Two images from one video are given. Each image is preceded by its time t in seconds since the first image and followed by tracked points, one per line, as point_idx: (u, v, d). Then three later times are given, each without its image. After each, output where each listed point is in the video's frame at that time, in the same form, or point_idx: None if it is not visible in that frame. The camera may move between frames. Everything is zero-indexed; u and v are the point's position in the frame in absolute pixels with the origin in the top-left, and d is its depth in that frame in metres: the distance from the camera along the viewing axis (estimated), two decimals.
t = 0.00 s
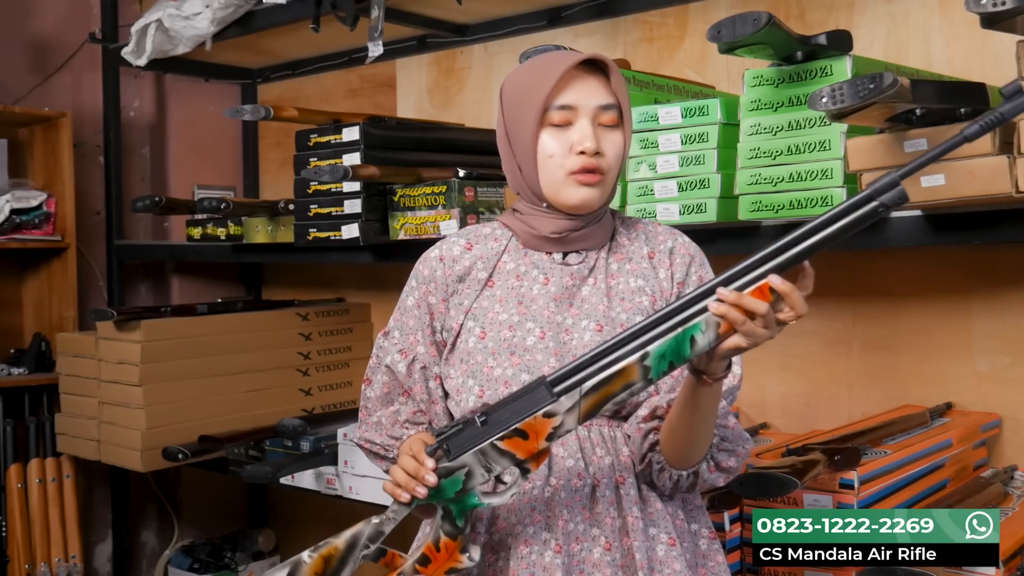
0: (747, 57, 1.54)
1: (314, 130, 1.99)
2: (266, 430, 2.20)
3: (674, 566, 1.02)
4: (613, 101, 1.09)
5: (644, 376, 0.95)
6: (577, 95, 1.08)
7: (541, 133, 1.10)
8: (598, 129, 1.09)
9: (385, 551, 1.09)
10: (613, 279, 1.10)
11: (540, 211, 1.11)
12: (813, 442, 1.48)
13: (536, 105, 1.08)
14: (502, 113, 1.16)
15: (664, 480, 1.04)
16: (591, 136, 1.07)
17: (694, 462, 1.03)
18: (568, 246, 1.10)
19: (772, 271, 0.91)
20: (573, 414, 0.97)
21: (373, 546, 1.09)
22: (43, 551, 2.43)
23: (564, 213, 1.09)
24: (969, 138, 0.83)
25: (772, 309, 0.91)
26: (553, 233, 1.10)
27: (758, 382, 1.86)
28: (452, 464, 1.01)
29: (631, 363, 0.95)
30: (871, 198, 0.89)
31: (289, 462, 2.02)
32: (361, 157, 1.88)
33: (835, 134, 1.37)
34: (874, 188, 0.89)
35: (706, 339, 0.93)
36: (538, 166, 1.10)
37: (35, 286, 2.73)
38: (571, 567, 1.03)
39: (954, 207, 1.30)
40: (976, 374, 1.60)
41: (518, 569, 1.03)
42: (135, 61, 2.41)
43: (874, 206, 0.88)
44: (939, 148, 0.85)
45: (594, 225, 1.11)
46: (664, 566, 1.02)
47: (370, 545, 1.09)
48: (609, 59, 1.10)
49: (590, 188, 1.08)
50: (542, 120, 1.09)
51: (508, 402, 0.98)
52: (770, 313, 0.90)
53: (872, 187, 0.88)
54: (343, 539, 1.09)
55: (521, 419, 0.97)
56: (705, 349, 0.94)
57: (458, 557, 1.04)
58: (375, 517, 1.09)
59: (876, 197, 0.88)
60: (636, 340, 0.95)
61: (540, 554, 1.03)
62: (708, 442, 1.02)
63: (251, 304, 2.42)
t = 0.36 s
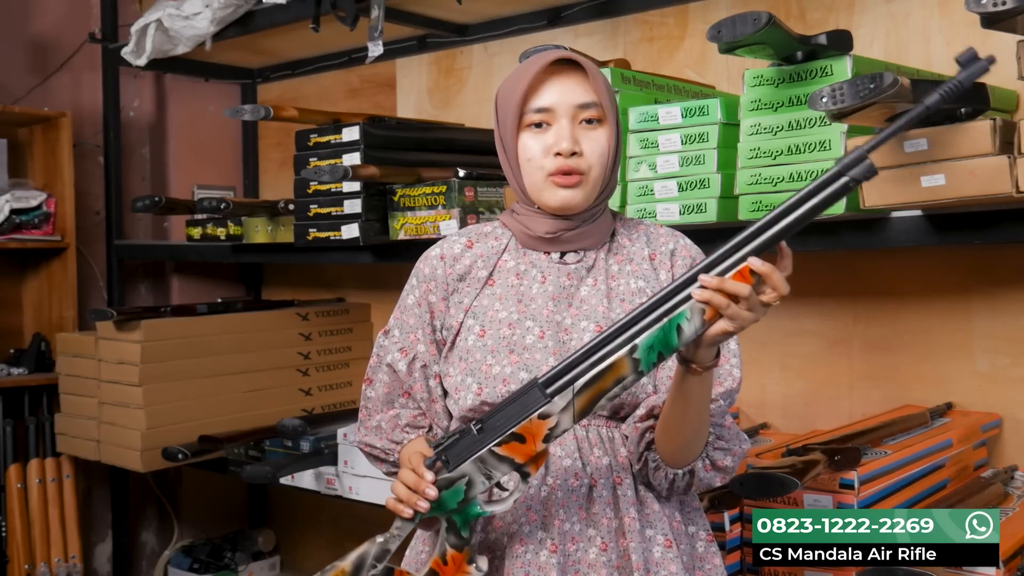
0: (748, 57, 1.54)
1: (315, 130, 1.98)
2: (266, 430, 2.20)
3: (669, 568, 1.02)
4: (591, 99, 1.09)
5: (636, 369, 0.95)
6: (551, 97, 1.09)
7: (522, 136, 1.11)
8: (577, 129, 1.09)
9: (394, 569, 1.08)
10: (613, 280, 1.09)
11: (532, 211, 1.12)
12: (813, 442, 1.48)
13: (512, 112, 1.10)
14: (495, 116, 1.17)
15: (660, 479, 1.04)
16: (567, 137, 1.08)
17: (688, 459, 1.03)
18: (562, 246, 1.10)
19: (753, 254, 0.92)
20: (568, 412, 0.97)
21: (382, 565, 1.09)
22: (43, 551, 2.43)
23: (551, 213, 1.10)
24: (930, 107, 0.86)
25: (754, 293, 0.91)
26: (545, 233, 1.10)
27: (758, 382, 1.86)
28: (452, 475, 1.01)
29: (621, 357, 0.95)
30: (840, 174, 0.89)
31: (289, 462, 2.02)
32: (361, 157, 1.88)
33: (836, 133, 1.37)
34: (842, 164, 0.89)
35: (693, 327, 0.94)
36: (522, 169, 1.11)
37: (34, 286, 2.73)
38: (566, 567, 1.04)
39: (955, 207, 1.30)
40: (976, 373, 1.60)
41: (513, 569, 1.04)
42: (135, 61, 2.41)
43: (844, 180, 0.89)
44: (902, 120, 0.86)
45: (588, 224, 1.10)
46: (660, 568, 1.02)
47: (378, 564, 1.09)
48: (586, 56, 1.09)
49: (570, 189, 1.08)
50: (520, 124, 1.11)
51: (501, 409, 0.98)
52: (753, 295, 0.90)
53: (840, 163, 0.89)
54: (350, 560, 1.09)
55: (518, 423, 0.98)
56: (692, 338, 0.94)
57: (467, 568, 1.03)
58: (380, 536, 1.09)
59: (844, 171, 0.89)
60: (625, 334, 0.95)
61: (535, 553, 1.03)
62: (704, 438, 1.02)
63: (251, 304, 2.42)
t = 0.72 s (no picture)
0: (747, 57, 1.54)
1: (314, 130, 1.99)
2: (266, 430, 2.21)
3: (671, 566, 1.02)
4: (601, 103, 1.09)
5: (630, 369, 0.96)
6: (563, 98, 1.08)
7: (529, 137, 1.10)
8: (586, 132, 1.09)
9: None
10: (611, 279, 1.09)
11: (534, 212, 1.12)
12: (813, 442, 1.48)
13: (522, 112, 1.09)
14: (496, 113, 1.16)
15: (661, 474, 1.04)
16: (577, 140, 1.07)
17: (687, 454, 1.03)
18: (563, 246, 1.10)
19: (734, 243, 0.92)
20: (569, 419, 0.97)
21: None
22: (43, 551, 2.43)
23: (556, 214, 1.09)
24: (894, 78, 0.86)
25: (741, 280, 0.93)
26: (547, 233, 1.10)
27: (758, 382, 1.86)
28: (461, 493, 1.01)
29: (616, 360, 0.95)
30: (813, 153, 0.88)
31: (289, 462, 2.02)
32: (361, 157, 1.88)
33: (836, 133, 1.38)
34: (813, 142, 0.88)
35: (683, 321, 0.94)
36: (528, 168, 1.10)
37: (34, 286, 2.73)
38: (569, 567, 1.04)
39: (955, 207, 1.30)
40: (976, 374, 1.60)
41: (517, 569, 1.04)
42: (135, 61, 2.41)
43: (817, 160, 0.88)
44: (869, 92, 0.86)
45: (589, 225, 1.10)
46: (662, 567, 1.02)
47: None
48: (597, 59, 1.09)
49: (579, 191, 1.08)
50: (529, 124, 1.10)
51: (500, 424, 0.98)
52: (739, 283, 0.92)
53: (811, 143, 0.88)
54: None
55: (520, 436, 0.98)
56: (682, 331, 0.94)
57: None
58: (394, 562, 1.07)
59: (816, 150, 0.88)
60: (617, 336, 0.95)
61: (538, 552, 1.04)
62: (702, 434, 1.02)
63: (251, 304, 2.42)
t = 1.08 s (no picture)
0: (747, 57, 1.54)
1: (314, 130, 1.98)
2: (266, 430, 2.21)
3: (674, 565, 1.03)
4: (616, 105, 1.10)
5: (628, 370, 0.96)
6: (581, 98, 1.08)
7: (543, 137, 1.10)
8: (600, 133, 1.09)
9: None
10: (613, 279, 1.10)
11: (541, 213, 1.12)
12: (813, 442, 1.48)
13: (539, 110, 1.08)
14: (503, 112, 1.15)
15: (663, 472, 1.04)
16: (594, 140, 1.08)
17: (688, 452, 1.03)
18: (569, 247, 1.10)
19: (726, 239, 0.93)
20: (569, 424, 0.97)
21: None
22: (43, 551, 2.43)
23: (566, 214, 1.10)
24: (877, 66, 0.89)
25: (734, 275, 0.92)
26: (554, 233, 1.10)
27: (758, 382, 1.86)
28: (467, 503, 1.00)
29: (614, 362, 0.95)
30: (800, 146, 0.90)
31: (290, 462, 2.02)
32: (361, 157, 1.88)
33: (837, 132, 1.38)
34: (800, 135, 0.90)
35: (678, 320, 0.94)
36: (540, 167, 1.10)
37: (34, 286, 2.73)
38: (573, 566, 1.04)
39: (954, 207, 1.30)
40: (976, 374, 1.60)
41: (522, 569, 1.04)
42: (135, 61, 2.41)
43: (805, 152, 0.90)
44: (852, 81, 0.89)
45: (595, 225, 1.11)
46: (665, 566, 1.03)
47: None
48: (613, 61, 1.10)
49: (593, 191, 1.08)
50: (544, 123, 1.09)
51: (502, 430, 0.98)
52: (732, 279, 0.92)
53: (799, 136, 0.89)
54: None
55: (523, 443, 0.97)
56: (678, 330, 0.94)
57: None
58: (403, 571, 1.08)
59: (804, 143, 0.90)
60: (613, 338, 0.95)
61: (542, 551, 1.04)
62: (702, 431, 1.03)
63: (251, 305, 2.42)
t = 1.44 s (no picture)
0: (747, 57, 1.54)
1: (314, 130, 1.98)
2: (266, 430, 2.21)
3: (676, 565, 1.03)
4: (620, 106, 1.10)
5: (633, 369, 0.96)
6: (586, 100, 1.08)
7: (547, 137, 1.10)
8: (604, 135, 1.10)
9: None
10: (616, 279, 1.10)
11: (544, 213, 1.12)
12: (813, 442, 1.48)
13: (544, 110, 1.08)
14: (507, 112, 1.15)
15: (664, 471, 1.05)
16: (598, 142, 1.08)
17: (690, 450, 1.03)
18: (571, 247, 1.10)
19: (729, 238, 0.93)
20: (575, 424, 0.97)
21: None
22: (43, 551, 2.43)
23: (569, 215, 1.10)
24: (878, 64, 0.89)
25: (738, 274, 0.93)
26: (557, 233, 1.10)
27: (758, 382, 1.86)
28: (474, 503, 1.00)
29: (618, 362, 0.95)
30: (802, 143, 0.90)
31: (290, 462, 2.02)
32: (361, 157, 1.88)
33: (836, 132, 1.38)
34: (803, 133, 0.89)
35: (683, 319, 0.94)
36: (544, 168, 1.10)
37: (34, 285, 2.73)
38: (575, 566, 1.04)
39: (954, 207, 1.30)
40: (976, 374, 1.60)
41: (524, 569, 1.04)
42: (135, 61, 2.41)
43: (807, 150, 0.90)
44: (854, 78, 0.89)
45: (597, 225, 1.11)
46: (666, 565, 1.03)
47: None
48: (618, 63, 1.10)
49: (597, 192, 1.09)
50: (549, 124, 1.09)
51: (509, 430, 0.98)
52: (737, 278, 0.92)
53: (801, 134, 0.89)
54: None
55: (529, 443, 0.97)
56: (682, 330, 0.94)
57: None
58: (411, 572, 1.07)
59: (806, 141, 0.89)
60: (617, 337, 0.95)
61: (544, 550, 1.04)
62: (705, 429, 1.03)
63: (251, 305, 2.42)
